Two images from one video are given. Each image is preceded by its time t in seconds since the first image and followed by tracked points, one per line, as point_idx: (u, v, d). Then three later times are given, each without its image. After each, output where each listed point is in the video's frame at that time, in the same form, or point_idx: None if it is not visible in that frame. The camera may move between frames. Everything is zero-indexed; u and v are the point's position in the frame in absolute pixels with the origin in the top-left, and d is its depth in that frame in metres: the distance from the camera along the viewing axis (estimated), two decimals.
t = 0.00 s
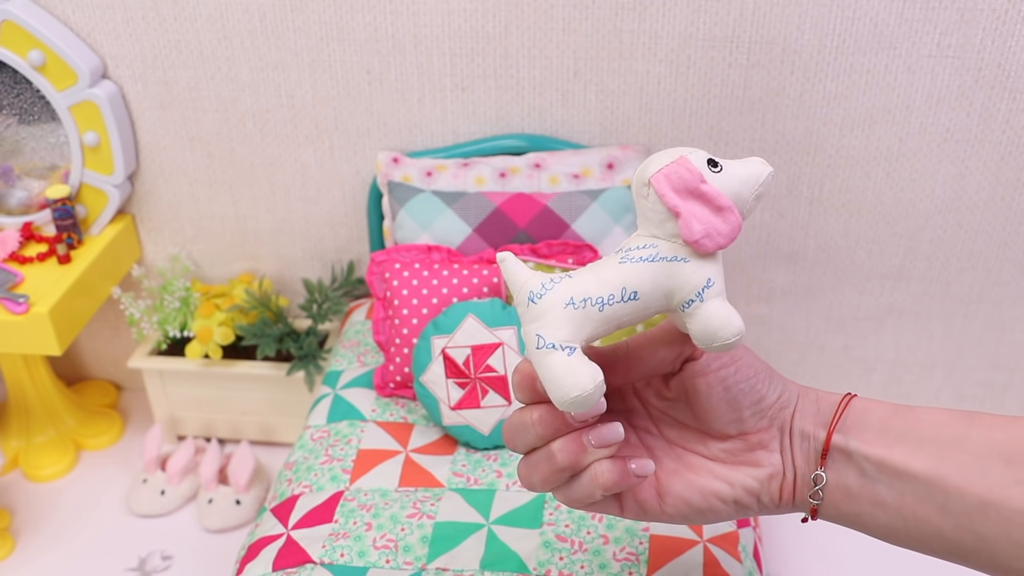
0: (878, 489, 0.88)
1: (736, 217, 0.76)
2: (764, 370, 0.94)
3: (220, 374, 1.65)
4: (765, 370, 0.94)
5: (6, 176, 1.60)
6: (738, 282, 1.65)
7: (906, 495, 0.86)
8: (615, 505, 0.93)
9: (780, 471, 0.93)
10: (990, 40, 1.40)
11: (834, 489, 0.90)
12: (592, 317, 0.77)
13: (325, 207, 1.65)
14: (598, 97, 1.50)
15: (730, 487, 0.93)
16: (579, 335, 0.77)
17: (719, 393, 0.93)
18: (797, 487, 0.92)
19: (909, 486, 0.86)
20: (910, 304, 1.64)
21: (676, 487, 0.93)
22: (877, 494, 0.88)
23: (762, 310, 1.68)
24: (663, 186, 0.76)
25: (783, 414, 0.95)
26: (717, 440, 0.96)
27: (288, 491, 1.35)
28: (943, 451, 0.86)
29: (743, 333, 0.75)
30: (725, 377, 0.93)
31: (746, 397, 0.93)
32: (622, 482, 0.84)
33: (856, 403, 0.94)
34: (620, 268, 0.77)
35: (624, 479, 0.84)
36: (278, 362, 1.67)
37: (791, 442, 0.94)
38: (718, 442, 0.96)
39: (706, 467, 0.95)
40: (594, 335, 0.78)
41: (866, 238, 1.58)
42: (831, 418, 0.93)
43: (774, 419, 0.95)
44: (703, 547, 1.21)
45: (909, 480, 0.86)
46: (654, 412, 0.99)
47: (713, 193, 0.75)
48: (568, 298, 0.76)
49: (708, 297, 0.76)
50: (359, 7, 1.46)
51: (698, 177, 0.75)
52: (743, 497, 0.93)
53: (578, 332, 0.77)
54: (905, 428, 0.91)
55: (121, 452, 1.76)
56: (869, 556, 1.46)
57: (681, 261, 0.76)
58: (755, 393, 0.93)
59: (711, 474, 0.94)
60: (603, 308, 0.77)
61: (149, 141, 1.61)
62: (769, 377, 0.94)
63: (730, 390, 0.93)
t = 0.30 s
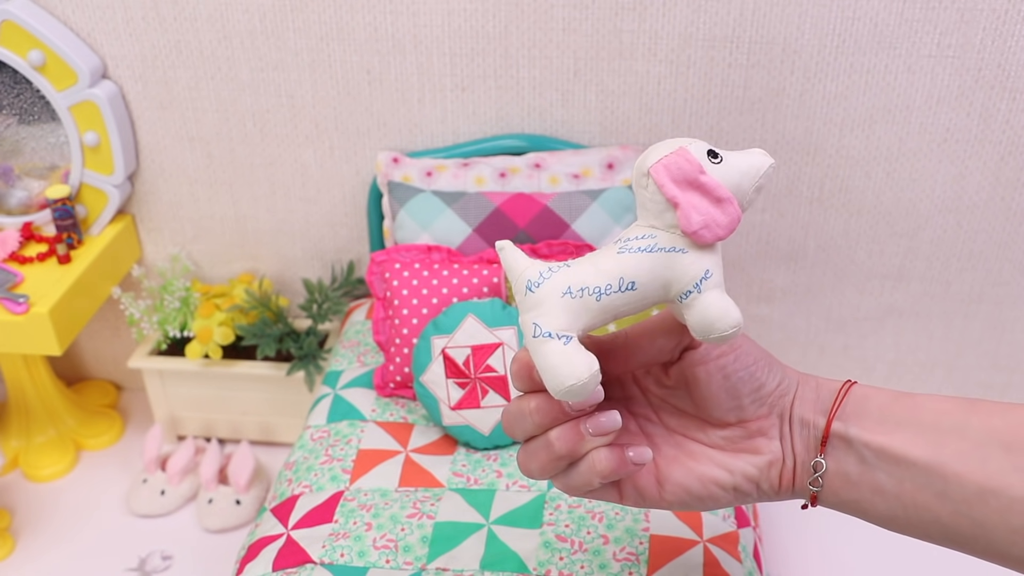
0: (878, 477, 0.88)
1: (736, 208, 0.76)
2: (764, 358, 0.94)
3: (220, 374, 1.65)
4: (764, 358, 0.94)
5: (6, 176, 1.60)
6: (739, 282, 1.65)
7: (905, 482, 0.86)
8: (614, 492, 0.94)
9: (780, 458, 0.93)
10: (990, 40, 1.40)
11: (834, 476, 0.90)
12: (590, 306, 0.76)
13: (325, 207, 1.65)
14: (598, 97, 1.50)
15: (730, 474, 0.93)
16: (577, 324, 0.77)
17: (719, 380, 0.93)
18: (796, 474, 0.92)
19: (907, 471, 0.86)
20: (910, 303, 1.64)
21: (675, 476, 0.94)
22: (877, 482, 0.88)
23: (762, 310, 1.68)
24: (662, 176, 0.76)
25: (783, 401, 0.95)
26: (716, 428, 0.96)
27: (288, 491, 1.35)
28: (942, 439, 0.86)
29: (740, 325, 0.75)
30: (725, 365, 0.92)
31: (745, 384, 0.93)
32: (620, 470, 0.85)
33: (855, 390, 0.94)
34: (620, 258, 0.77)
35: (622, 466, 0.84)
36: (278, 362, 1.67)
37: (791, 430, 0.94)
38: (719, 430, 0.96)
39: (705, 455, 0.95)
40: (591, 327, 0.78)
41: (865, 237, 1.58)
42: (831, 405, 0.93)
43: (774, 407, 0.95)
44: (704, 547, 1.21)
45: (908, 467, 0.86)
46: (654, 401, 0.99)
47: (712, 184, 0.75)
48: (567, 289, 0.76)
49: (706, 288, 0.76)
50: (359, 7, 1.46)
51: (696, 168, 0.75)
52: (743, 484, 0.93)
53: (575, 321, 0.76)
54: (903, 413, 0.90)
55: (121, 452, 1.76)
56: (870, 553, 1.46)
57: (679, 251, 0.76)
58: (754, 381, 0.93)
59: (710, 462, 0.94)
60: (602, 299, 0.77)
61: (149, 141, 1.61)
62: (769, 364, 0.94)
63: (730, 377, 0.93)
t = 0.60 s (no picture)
0: (943, 497, 0.89)
1: (691, 215, 0.74)
2: (813, 363, 0.98)
3: (220, 374, 1.65)
4: (812, 364, 0.98)
5: (6, 176, 1.60)
6: (738, 282, 1.65)
7: (973, 504, 0.87)
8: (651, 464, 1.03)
9: (820, 464, 0.97)
10: (990, 40, 1.40)
11: (890, 490, 0.92)
12: (563, 287, 0.84)
13: (325, 207, 1.65)
14: (598, 97, 1.50)
15: (764, 470, 0.99)
16: (554, 301, 0.85)
17: (759, 384, 0.99)
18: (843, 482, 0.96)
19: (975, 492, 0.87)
20: (910, 304, 1.64)
21: (710, 461, 1.02)
22: (941, 502, 0.89)
23: (762, 310, 1.68)
24: (624, 175, 0.78)
25: (833, 407, 0.98)
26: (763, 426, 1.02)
27: (288, 491, 1.35)
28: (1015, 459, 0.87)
29: (674, 337, 0.75)
30: (766, 367, 0.98)
31: (786, 386, 0.98)
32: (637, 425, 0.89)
33: (922, 403, 0.95)
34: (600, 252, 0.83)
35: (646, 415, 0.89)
36: (278, 362, 1.67)
37: (835, 433, 0.97)
38: (769, 429, 1.01)
39: (746, 447, 1.01)
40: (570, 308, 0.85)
41: (866, 237, 1.58)
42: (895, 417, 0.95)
43: (823, 414, 0.98)
44: (703, 547, 1.21)
45: (980, 488, 0.87)
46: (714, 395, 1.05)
47: (659, 190, 0.75)
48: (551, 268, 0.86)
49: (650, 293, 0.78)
50: (359, 7, 1.46)
51: (651, 171, 0.76)
52: (776, 482, 0.99)
53: (551, 298, 0.85)
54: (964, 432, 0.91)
55: (121, 452, 1.76)
56: (870, 552, 1.46)
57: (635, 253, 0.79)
58: (794, 386, 0.98)
59: (747, 454, 1.01)
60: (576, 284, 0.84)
61: (149, 141, 1.61)
62: (818, 371, 0.98)
63: (771, 381, 0.99)
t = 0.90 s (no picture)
0: None
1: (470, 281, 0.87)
2: (886, 378, 0.94)
3: (220, 373, 1.65)
4: (885, 378, 0.94)
5: (6, 176, 1.60)
6: (738, 282, 1.66)
7: None
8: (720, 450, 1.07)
9: (881, 482, 0.94)
10: (990, 40, 1.40)
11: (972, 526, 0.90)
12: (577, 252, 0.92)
13: (325, 207, 1.65)
14: (598, 97, 1.50)
15: (822, 478, 0.98)
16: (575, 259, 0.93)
17: (819, 397, 0.96)
18: (910, 500, 0.93)
19: (1020, 512, 0.89)
20: (910, 304, 1.64)
21: (773, 459, 1.03)
22: None
23: (762, 310, 1.68)
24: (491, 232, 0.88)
25: (907, 427, 0.93)
26: (832, 434, 1.00)
27: (288, 491, 1.35)
28: None
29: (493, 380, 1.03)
30: (828, 381, 0.95)
31: (848, 400, 0.95)
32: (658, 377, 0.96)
33: None
34: (629, 277, 0.91)
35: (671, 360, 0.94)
36: (278, 362, 1.67)
37: (908, 451, 0.94)
38: (839, 437, 0.99)
39: (813, 453, 1.01)
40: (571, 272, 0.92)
41: (866, 237, 1.58)
42: (996, 444, 0.90)
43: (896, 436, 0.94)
44: (704, 547, 1.21)
45: None
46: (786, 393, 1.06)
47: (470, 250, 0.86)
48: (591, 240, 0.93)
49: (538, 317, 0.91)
50: (359, 7, 1.46)
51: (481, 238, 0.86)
52: (832, 491, 0.98)
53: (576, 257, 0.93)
54: None
55: (121, 452, 1.76)
56: (871, 552, 1.46)
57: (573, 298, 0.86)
58: (857, 401, 0.94)
59: (808, 459, 1.00)
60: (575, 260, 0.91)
61: (149, 141, 1.61)
62: (889, 384, 0.94)
63: (831, 394, 0.95)
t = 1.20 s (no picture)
0: None
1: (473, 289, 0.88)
2: (891, 411, 0.94)
3: (220, 373, 1.65)
4: (890, 411, 0.94)
5: (6, 176, 1.60)
6: (738, 282, 1.66)
7: None
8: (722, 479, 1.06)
9: (882, 511, 0.94)
10: (990, 40, 1.40)
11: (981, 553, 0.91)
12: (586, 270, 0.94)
13: (325, 207, 1.65)
14: (598, 97, 1.50)
15: (823, 508, 0.98)
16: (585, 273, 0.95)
17: (820, 427, 0.96)
18: (912, 530, 0.94)
19: None
20: (910, 304, 1.64)
21: (774, 489, 1.02)
22: None
23: (762, 309, 1.68)
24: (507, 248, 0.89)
25: (908, 456, 0.93)
26: (831, 463, 0.99)
27: (288, 491, 1.35)
28: None
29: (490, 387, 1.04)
30: (834, 414, 0.95)
31: (850, 430, 0.94)
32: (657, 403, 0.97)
33: None
34: (630, 303, 0.92)
35: (669, 384, 0.96)
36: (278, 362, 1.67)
37: (910, 481, 0.94)
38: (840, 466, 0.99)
39: (813, 483, 1.00)
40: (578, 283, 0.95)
41: (865, 238, 1.58)
42: (999, 473, 0.91)
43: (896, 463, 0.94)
44: (703, 547, 1.22)
45: None
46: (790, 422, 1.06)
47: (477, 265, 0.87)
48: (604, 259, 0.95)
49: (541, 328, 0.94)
50: (359, 6, 1.46)
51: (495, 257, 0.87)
52: (833, 520, 0.97)
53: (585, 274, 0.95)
54: None
55: (121, 452, 1.76)
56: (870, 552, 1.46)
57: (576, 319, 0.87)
58: (858, 431, 0.94)
59: (809, 489, 1.00)
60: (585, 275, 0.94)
61: (149, 141, 1.61)
62: (891, 413, 0.94)
63: (833, 424, 0.95)
